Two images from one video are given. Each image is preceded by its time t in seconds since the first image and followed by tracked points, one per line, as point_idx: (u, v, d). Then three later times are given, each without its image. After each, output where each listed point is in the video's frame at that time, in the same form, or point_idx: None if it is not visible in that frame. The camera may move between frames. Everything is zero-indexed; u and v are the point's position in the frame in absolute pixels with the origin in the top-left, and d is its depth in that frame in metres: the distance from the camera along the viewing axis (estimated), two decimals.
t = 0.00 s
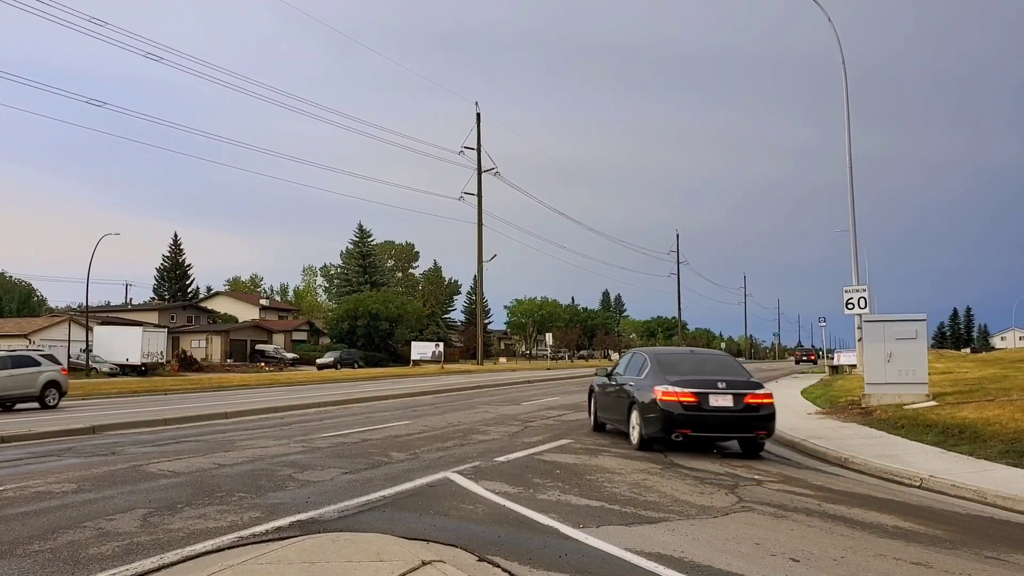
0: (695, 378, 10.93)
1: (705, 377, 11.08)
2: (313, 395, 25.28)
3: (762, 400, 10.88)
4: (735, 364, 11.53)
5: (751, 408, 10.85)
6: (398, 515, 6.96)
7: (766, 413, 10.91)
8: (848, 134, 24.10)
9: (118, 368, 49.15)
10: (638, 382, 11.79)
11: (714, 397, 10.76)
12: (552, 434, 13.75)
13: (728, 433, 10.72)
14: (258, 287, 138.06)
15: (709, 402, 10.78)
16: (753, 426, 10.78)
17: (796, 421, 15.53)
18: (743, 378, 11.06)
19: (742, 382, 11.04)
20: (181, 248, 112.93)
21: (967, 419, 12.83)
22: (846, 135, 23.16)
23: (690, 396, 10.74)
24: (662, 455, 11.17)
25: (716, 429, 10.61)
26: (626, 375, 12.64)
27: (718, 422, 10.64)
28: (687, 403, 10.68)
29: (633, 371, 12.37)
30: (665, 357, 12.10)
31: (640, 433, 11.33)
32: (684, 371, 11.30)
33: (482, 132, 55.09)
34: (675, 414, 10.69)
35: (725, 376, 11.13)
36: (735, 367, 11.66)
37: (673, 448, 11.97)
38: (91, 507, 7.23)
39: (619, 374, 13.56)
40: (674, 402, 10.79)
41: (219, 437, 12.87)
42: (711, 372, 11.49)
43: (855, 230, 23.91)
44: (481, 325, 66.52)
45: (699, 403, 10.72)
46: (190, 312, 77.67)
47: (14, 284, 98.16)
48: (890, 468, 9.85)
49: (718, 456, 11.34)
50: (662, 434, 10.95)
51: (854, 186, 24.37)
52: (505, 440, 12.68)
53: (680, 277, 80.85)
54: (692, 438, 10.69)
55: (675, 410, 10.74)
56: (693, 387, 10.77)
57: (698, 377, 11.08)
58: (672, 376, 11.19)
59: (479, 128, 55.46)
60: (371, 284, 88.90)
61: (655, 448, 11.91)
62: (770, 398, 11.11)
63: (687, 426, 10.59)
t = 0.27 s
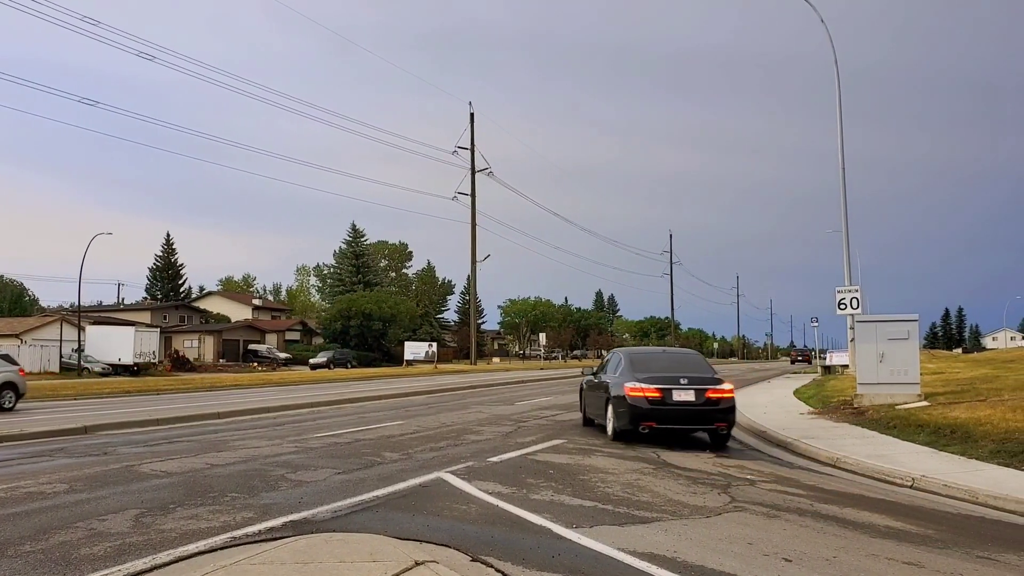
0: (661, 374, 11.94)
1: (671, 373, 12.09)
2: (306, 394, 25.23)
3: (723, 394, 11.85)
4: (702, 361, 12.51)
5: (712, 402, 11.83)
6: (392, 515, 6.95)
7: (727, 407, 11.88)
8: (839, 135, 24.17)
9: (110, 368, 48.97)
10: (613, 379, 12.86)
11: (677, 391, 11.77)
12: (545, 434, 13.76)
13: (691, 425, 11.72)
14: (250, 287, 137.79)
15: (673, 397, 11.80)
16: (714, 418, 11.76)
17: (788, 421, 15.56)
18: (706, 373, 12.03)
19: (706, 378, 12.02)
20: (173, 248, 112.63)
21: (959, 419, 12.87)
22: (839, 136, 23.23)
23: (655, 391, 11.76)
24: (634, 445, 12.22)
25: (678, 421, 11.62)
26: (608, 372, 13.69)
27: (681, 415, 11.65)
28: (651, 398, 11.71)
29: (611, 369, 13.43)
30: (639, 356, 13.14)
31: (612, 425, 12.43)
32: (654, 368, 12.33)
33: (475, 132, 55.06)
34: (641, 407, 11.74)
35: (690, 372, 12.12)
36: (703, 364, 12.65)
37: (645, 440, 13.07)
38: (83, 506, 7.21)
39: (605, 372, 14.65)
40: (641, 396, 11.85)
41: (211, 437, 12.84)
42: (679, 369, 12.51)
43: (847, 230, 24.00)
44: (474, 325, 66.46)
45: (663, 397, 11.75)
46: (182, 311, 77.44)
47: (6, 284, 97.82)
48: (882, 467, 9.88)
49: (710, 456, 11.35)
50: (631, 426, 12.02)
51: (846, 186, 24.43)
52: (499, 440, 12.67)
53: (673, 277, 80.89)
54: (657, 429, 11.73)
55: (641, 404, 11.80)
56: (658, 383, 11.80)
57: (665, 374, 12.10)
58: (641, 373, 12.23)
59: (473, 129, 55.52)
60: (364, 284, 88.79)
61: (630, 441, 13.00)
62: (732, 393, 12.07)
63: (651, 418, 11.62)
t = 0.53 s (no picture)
0: (631, 370, 13.34)
1: (641, 369, 13.50)
2: (296, 395, 25.18)
3: (687, 387, 13.21)
4: (671, 357, 13.89)
5: (678, 394, 13.19)
6: (381, 515, 6.94)
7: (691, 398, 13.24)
8: (828, 135, 24.26)
9: (98, 368, 48.74)
10: (592, 376, 14.34)
11: (645, 386, 13.17)
12: (535, 433, 13.76)
13: (659, 415, 13.08)
14: (240, 287, 137.36)
15: (642, 390, 13.22)
16: (679, 409, 13.13)
17: (777, 421, 15.59)
18: (673, 368, 13.41)
19: (673, 373, 13.41)
20: (162, 247, 112.18)
21: (947, 419, 12.92)
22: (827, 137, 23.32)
23: (626, 385, 13.15)
24: (613, 436, 13.55)
25: (646, 413, 13.01)
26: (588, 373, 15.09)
27: (649, 407, 13.04)
28: (622, 391, 13.11)
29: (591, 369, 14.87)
30: (618, 356, 14.59)
31: (591, 418, 13.90)
32: (627, 365, 13.74)
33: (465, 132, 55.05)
34: (613, 400, 13.17)
35: (659, 368, 13.50)
36: (674, 361, 14.02)
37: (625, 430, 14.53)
38: (71, 506, 7.18)
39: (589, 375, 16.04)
40: (613, 391, 13.29)
41: (200, 438, 12.80)
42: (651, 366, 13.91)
43: (835, 230, 24.09)
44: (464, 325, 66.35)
45: (633, 390, 13.16)
46: (171, 311, 77.13)
47: None
48: (870, 467, 9.91)
49: (700, 456, 11.37)
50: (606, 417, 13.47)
51: (835, 187, 24.51)
52: (489, 440, 12.66)
53: (663, 277, 80.96)
54: (628, 420, 13.13)
55: (613, 397, 13.24)
56: (628, 378, 13.21)
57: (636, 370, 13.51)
58: (615, 369, 13.66)
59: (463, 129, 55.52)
60: (354, 284, 88.62)
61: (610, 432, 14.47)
62: (697, 386, 13.43)
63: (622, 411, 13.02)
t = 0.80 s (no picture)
0: (607, 369, 14.61)
1: (616, 368, 14.82)
2: (284, 395, 25.11)
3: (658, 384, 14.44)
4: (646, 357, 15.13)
5: (649, 390, 14.43)
6: (368, 516, 6.93)
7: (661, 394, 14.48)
8: (815, 136, 24.37)
9: (84, 368, 48.49)
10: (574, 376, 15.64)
11: (619, 383, 14.43)
12: (524, 434, 13.76)
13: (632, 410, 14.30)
14: (227, 287, 136.93)
15: (617, 386, 14.52)
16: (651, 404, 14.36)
17: (764, 421, 15.64)
18: (646, 367, 14.63)
19: (645, 371, 14.65)
20: (149, 247, 111.70)
21: (933, 419, 12.98)
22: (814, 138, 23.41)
23: (602, 382, 14.41)
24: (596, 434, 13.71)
25: (619, 407, 14.27)
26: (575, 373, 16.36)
27: (623, 402, 14.29)
28: (598, 388, 14.36)
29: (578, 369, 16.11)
30: (598, 356, 15.90)
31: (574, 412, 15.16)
32: (605, 364, 15.01)
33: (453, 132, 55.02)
34: (591, 397, 14.40)
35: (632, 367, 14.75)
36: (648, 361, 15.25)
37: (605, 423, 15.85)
38: (57, 507, 7.15)
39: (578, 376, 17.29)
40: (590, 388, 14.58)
41: (187, 438, 12.75)
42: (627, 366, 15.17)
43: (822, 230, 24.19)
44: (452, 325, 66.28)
45: (608, 387, 14.46)
46: (158, 311, 76.80)
47: None
48: (857, 467, 9.95)
49: (687, 456, 11.39)
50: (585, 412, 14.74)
51: (822, 189, 24.61)
52: (477, 440, 12.65)
53: (651, 277, 81.04)
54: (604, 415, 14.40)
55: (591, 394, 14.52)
56: (604, 375, 14.48)
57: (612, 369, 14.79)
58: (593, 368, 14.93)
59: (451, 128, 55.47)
60: (342, 284, 88.44)
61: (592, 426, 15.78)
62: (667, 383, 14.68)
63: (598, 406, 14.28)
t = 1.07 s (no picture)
0: (587, 366, 15.60)
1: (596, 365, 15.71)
2: (269, 395, 25.04)
3: (633, 380, 15.37)
4: (626, 355, 16.08)
5: (626, 386, 15.36)
6: (354, 517, 6.91)
7: (637, 390, 15.41)
8: (800, 138, 24.49)
9: (68, 368, 48.18)
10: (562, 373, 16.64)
11: (598, 379, 15.39)
12: (509, 434, 13.78)
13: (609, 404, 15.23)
14: (212, 286, 136.36)
15: (596, 383, 15.47)
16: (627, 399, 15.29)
17: (749, 421, 15.72)
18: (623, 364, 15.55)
19: (623, 368, 15.59)
20: (133, 247, 111.06)
21: (917, 419, 13.07)
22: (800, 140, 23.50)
23: (581, 378, 15.38)
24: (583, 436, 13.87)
25: (597, 402, 15.23)
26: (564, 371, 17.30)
27: (600, 397, 15.26)
28: (578, 384, 15.32)
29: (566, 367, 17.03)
30: (584, 355, 16.83)
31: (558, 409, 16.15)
32: (587, 362, 15.98)
33: (440, 132, 55.01)
34: (571, 392, 15.37)
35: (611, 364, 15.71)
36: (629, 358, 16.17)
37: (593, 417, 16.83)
38: (40, 509, 7.10)
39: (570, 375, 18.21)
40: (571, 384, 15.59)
41: (172, 439, 12.68)
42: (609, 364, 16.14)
43: (807, 232, 24.33)
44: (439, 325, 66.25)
45: (588, 383, 15.42)
46: (142, 311, 76.39)
47: None
48: (841, 467, 10.01)
49: (672, 456, 11.44)
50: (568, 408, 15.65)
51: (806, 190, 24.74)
52: (463, 441, 12.65)
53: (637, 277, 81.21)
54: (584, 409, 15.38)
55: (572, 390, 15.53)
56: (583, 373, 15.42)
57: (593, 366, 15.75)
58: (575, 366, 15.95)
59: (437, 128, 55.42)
60: (328, 283, 88.25)
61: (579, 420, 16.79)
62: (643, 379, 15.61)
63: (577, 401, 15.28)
